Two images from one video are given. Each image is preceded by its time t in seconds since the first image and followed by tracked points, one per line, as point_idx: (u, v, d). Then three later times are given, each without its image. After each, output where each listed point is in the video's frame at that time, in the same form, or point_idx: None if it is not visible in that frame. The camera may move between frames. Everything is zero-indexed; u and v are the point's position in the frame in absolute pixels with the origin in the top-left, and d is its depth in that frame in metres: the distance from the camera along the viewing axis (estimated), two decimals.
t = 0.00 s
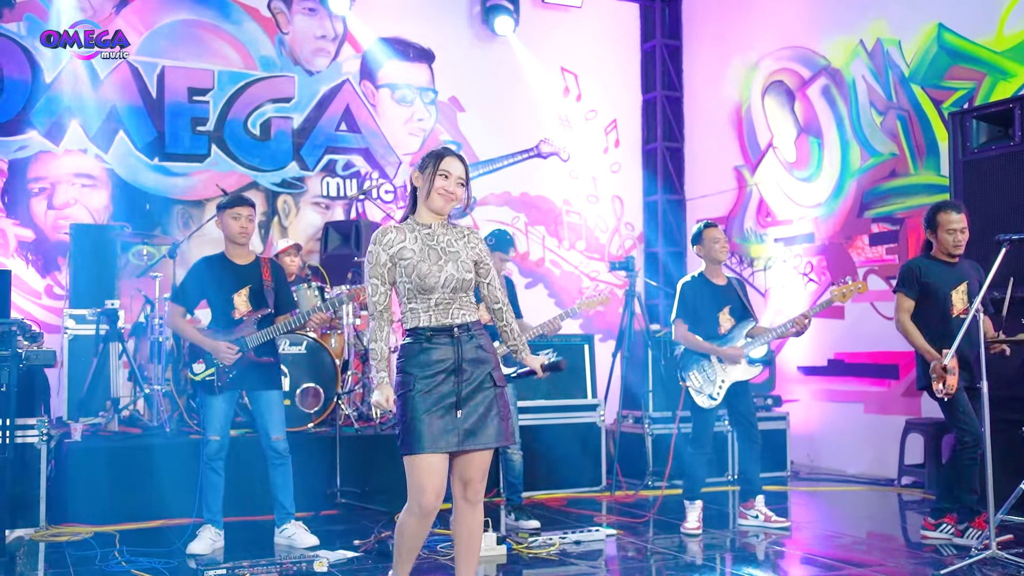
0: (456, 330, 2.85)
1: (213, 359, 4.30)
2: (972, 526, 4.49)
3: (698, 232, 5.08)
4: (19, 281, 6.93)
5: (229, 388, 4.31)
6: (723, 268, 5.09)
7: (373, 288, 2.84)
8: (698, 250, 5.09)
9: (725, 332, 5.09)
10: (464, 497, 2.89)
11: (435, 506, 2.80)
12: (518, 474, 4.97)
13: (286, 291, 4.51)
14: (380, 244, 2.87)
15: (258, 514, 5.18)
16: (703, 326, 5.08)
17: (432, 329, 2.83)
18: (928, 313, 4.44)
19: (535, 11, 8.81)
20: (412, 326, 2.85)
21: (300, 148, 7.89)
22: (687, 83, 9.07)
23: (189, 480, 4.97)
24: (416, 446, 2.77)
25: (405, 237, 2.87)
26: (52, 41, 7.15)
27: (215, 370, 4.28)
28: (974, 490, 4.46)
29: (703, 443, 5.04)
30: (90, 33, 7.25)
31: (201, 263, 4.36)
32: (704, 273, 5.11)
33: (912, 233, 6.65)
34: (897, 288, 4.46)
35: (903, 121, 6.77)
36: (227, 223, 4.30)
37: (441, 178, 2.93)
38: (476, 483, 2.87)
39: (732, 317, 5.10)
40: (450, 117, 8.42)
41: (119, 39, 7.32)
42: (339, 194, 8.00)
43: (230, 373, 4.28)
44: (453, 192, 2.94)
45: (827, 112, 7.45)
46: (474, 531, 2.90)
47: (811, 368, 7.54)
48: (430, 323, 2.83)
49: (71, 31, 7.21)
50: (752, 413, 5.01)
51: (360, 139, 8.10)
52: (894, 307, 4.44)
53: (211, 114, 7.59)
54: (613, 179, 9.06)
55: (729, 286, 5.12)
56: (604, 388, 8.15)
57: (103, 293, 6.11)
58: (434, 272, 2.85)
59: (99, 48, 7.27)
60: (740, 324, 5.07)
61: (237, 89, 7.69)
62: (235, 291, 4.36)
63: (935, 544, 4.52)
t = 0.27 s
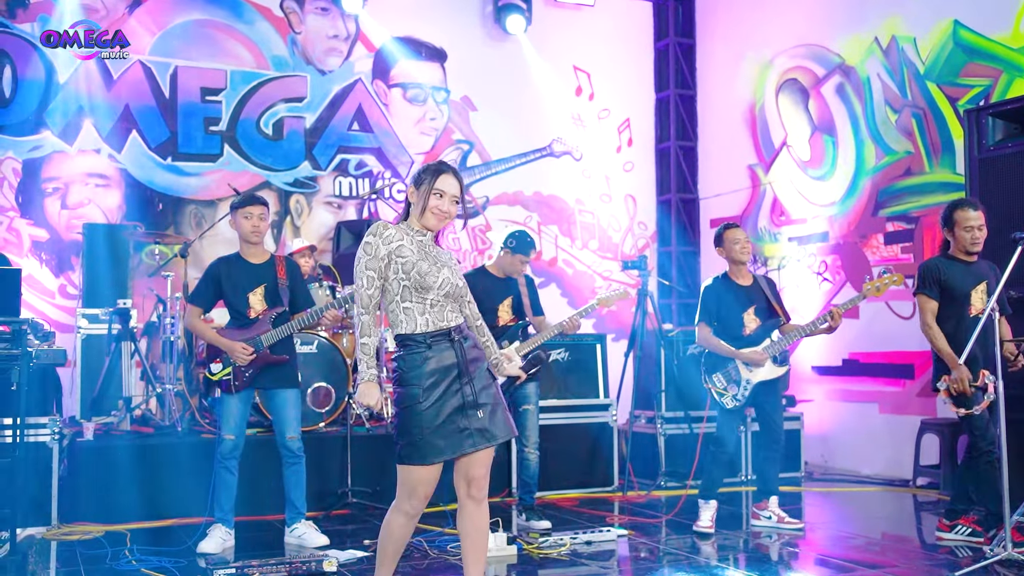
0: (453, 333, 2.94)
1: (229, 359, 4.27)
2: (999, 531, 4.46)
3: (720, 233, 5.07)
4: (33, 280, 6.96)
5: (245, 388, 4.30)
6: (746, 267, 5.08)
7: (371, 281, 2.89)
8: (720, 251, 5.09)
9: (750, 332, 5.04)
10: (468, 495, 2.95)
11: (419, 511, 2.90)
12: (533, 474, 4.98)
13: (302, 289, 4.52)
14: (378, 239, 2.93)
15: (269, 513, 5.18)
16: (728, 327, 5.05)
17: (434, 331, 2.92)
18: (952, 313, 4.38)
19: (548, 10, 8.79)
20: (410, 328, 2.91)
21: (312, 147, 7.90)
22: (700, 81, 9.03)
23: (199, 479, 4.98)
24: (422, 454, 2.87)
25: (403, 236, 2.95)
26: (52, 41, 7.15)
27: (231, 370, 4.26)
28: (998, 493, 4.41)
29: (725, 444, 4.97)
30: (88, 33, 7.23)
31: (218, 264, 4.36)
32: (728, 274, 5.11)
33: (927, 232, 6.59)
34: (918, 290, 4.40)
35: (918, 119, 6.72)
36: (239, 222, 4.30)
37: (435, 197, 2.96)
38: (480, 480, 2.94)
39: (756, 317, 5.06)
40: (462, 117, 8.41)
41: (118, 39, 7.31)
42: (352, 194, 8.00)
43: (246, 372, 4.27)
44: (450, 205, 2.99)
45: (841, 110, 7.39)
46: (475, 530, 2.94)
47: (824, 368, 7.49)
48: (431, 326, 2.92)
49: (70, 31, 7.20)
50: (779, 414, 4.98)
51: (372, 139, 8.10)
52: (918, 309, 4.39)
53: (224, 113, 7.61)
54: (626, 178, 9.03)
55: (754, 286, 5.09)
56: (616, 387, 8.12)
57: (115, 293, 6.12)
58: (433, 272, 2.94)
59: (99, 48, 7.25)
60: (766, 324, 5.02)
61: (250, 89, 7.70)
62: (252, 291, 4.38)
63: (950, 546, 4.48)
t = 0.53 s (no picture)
0: (436, 335, 2.84)
1: (251, 358, 4.29)
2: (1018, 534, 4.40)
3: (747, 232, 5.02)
4: (52, 279, 7.01)
5: (266, 387, 4.31)
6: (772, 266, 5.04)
7: (366, 280, 2.80)
8: (746, 248, 5.04)
9: (772, 332, 5.00)
10: (447, 499, 2.73)
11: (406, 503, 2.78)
12: (550, 475, 4.97)
13: (323, 286, 4.48)
14: (379, 238, 2.82)
15: (284, 512, 5.19)
16: (750, 325, 5.01)
17: (415, 330, 2.81)
18: (972, 308, 4.36)
19: (564, 8, 8.76)
20: (394, 322, 2.82)
21: (328, 147, 7.90)
22: (718, 79, 8.97)
23: (215, 477, 5.00)
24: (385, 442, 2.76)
25: (404, 236, 2.83)
26: (52, 41, 7.15)
27: (252, 369, 4.28)
28: (1019, 496, 4.36)
29: (745, 443, 4.93)
30: (89, 33, 7.23)
31: (239, 264, 4.38)
32: (754, 271, 5.07)
33: (947, 229, 6.51)
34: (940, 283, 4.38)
35: (938, 115, 6.64)
36: (257, 222, 4.30)
37: (428, 182, 2.87)
38: (459, 482, 2.75)
39: (779, 315, 5.01)
40: (479, 116, 8.40)
41: (119, 39, 7.29)
42: (368, 193, 8.00)
43: (267, 372, 4.27)
44: (446, 194, 2.87)
45: (860, 107, 7.32)
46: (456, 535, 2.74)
47: (843, 367, 7.42)
48: (414, 324, 2.81)
49: (70, 31, 7.20)
50: (802, 412, 4.97)
51: (388, 138, 8.10)
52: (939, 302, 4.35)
53: (240, 113, 7.63)
54: (643, 177, 8.99)
55: (780, 285, 5.04)
56: (632, 387, 8.08)
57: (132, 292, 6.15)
58: (429, 278, 2.81)
59: (99, 48, 7.24)
60: (789, 323, 4.98)
61: (266, 89, 7.72)
62: (271, 288, 4.37)
63: (970, 547, 4.43)
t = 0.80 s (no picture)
0: (435, 330, 2.76)
1: (265, 355, 4.27)
2: None
3: (767, 226, 4.92)
4: (71, 278, 7.06)
5: (281, 384, 4.28)
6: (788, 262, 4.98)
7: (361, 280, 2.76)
8: (764, 242, 4.96)
9: (783, 328, 4.95)
10: (457, 490, 2.67)
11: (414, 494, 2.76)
12: (563, 472, 4.96)
13: (341, 287, 4.50)
14: (376, 237, 2.78)
15: (300, 510, 5.19)
16: (761, 321, 4.96)
17: (412, 324, 2.75)
18: (989, 304, 4.30)
19: (581, 5, 8.72)
20: (393, 318, 2.77)
21: (345, 145, 7.91)
22: (736, 76, 8.90)
23: (230, 475, 5.01)
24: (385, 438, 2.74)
25: (402, 233, 2.78)
26: (52, 41, 7.14)
27: (267, 367, 4.25)
28: None
29: (757, 443, 4.87)
30: (89, 33, 7.23)
31: (256, 261, 4.38)
32: (770, 266, 5.00)
33: (968, 227, 6.43)
34: (958, 279, 4.34)
35: (959, 111, 6.57)
36: (277, 220, 4.31)
37: (428, 168, 2.83)
38: (467, 472, 2.68)
39: (792, 313, 4.95)
40: (496, 114, 8.38)
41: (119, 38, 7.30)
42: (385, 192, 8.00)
43: (283, 369, 4.25)
44: (445, 183, 2.82)
45: (880, 104, 7.24)
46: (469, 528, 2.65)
47: (864, 366, 7.35)
48: (412, 319, 2.75)
49: (71, 31, 7.20)
50: (811, 410, 4.88)
51: (405, 137, 8.10)
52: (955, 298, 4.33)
53: (257, 112, 7.65)
54: (661, 175, 8.94)
55: (793, 282, 4.98)
56: (649, 386, 8.05)
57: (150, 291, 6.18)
58: (423, 275, 2.74)
59: (100, 48, 7.25)
60: (801, 321, 4.92)
61: (283, 88, 7.73)
62: (289, 286, 4.38)
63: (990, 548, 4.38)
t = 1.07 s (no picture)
0: (460, 334, 2.73)
1: (272, 355, 4.32)
2: None
3: (780, 226, 4.90)
4: (88, 280, 7.11)
5: (287, 384, 4.33)
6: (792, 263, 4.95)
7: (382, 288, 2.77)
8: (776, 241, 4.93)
9: (783, 330, 4.97)
10: (493, 499, 2.63)
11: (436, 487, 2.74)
12: (576, 474, 4.93)
13: (349, 288, 4.48)
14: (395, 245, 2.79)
15: (314, 510, 5.20)
16: (766, 321, 4.95)
17: (436, 329, 2.73)
18: (1023, 307, 4.22)
19: (596, 5, 8.70)
20: (417, 324, 2.76)
21: (361, 146, 7.93)
22: (753, 75, 8.85)
23: (245, 476, 5.03)
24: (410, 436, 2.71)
25: (418, 237, 2.78)
26: (52, 41, 7.16)
27: (274, 366, 4.31)
28: None
29: (762, 445, 4.86)
30: (89, 34, 7.26)
31: (266, 259, 4.40)
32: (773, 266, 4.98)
33: (988, 226, 6.37)
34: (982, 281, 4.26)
35: (978, 109, 6.51)
36: (289, 219, 4.33)
37: (445, 170, 2.82)
38: (500, 481, 2.64)
39: (793, 315, 4.98)
40: (511, 114, 8.37)
41: (118, 39, 7.32)
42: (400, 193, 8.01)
43: (289, 369, 4.30)
44: (462, 186, 2.81)
45: (898, 102, 7.18)
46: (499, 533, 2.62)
47: (882, 366, 7.28)
48: (435, 323, 2.73)
49: (70, 31, 7.22)
50: (809, 413, 4.90)
51: (420, 137, 8.11)
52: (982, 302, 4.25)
53: (273, 113, 7.68)
54: (677, 174, 8.90)
55: (793, 284, 5.00)
56: (665, 387, 8.01)
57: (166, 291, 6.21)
58: (444, 278, 2.72)
59: (99, 48, 7.27)
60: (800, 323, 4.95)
61: (299, 89, 7.76)
62: (298, 286, 4.40)
63: (1009, 550, 4.34)
